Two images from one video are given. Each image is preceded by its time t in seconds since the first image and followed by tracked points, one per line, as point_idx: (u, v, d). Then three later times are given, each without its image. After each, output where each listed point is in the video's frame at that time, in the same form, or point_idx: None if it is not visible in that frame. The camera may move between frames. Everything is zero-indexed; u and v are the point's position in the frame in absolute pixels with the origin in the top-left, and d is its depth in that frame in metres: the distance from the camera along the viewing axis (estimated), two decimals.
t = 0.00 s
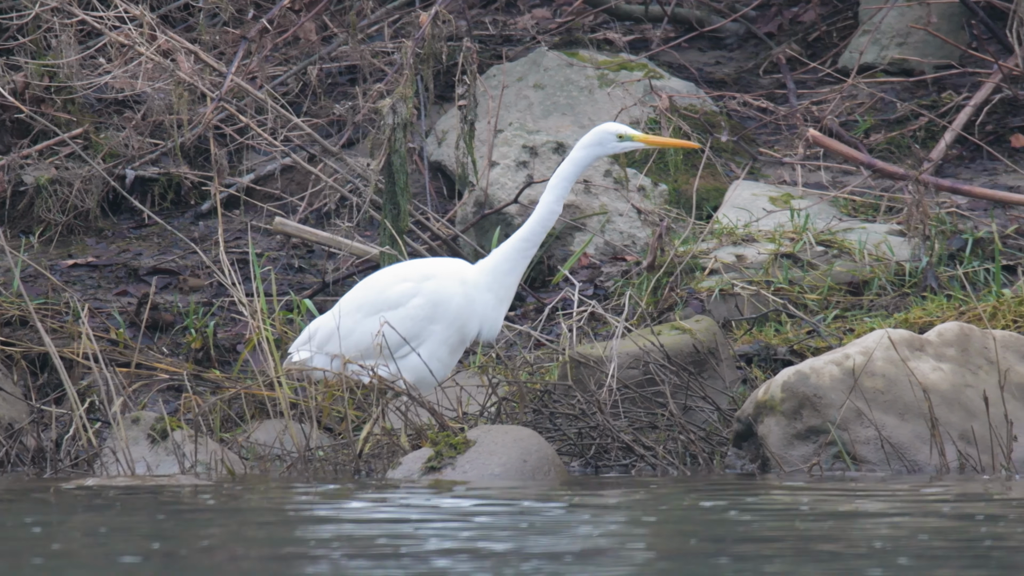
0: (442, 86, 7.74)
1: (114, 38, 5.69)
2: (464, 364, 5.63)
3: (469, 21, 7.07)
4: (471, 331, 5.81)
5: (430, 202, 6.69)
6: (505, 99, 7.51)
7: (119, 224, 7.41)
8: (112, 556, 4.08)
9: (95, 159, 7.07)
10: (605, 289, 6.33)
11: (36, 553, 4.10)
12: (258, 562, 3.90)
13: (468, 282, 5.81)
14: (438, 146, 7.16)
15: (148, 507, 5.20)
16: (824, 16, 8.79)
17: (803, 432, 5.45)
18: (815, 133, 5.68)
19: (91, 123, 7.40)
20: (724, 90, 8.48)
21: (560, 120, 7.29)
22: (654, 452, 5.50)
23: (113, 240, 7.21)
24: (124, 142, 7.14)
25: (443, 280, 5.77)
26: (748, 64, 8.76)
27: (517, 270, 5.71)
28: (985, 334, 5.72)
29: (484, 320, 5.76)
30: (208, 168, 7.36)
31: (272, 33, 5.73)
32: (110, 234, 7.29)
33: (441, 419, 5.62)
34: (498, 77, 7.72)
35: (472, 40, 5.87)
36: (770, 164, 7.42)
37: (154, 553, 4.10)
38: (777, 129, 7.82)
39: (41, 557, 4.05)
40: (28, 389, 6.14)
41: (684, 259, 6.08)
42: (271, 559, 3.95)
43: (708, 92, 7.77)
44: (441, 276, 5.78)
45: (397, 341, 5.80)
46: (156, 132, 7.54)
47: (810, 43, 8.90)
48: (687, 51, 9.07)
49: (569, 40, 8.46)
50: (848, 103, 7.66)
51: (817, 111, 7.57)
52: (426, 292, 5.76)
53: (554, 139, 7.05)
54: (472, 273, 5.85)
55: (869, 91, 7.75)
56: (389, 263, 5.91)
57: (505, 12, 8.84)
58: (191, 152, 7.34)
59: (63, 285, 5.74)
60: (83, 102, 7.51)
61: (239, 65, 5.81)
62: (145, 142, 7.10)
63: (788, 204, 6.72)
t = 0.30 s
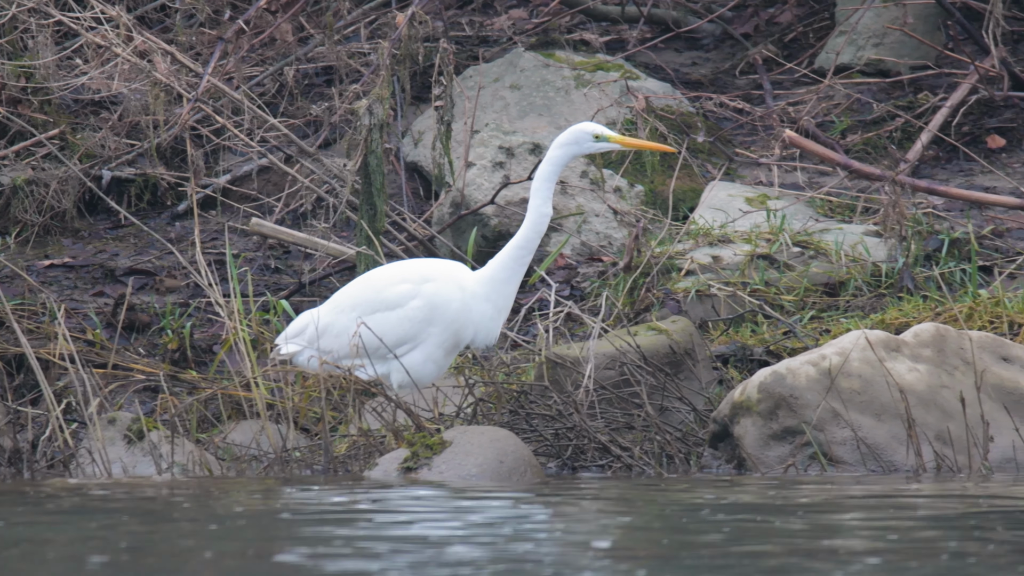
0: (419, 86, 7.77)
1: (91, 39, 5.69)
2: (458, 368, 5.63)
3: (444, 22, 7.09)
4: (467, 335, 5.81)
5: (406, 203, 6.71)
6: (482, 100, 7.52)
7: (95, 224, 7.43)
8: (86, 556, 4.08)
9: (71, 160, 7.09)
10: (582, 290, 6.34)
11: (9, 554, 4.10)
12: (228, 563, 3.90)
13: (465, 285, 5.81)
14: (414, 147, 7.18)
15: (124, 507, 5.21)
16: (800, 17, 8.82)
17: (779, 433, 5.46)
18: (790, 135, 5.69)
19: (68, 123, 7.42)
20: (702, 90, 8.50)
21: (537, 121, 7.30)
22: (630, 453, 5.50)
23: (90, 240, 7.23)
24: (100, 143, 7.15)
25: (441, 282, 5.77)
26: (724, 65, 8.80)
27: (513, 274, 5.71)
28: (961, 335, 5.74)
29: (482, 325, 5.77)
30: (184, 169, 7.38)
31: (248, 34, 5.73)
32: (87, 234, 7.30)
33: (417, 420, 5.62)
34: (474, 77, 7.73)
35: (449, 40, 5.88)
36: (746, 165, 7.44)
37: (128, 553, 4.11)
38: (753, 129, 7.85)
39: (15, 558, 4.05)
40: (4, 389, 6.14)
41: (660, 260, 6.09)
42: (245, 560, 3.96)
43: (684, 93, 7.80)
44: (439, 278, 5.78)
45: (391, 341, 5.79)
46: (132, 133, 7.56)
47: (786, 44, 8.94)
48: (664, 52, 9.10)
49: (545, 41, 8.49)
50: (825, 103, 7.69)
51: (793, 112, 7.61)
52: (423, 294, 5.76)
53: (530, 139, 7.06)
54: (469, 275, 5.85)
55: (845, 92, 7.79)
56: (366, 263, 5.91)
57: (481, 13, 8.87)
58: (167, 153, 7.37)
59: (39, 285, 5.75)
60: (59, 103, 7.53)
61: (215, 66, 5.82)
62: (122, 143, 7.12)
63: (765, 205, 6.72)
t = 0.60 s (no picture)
0: (391, 87, 7.81)
1: (63, 40, 5.69)
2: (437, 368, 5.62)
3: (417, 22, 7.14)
4: (444, 336, 5.81)
5: (378, 204, 6.75)
6: (454, 101, 7.54)
7: (68, 225, 7.45)
8: (53, 557, 4.07)
9: (44, 161, 7.10)
10: (554, 291, 6.36)
11: None
12: (198, 563, 3.90)
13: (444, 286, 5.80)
14: (387, 148, 7.13)
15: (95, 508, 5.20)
16: (773, 17, 8.89)
17: (752, 434, 5.45)
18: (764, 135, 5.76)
19: (40, 124, 7.44)
20: (674, 91, 8.55)
21: (510, 122, 7.33)
22: (603, 454, 5.50)
23: (62, 241, 7.24)
24: (73, 144, 7.17)
25: (420, 284, 5.77)
26: (697, 66, 8.86)
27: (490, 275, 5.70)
28: (934, 335, 5.77)
29: (459, 326, 5.76)
30: (157, 169, 7.41)
31: (221, 35, 5.74)
32: (60, 235, 7.31)
33: (390, 421, 5.60)
34: (447, 79, 7.74)
35: (421, 41, 5.89)
36: (719, 166, 7.48)
37: (96, 555, 4.10)
38: (726, 130, 7.91)
39: None
40: None
41: (633, 260, 6.12)
42: (212, 560, 3.95)
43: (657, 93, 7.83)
44: (417, 278, 5.78)
45: (368, 342, 5.78)
46: (105, 133, 7.58)
47: (759, 45, 9.00)
48: (637, 53, 9.16)
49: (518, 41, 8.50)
50: (799, 104, 7.73)
51: (764, 113, 7.69)
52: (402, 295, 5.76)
53: (503, 141, 7.10)
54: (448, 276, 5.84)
55: (817, 93, 7.88)
56: (339, 264, 5.93)
57: (454, 14, 8.91)
58: (140, 154, 7.40)
59: (11, 286, 5.75)
60: (31, 104, 7.55)
61: (187, 67, 5.82)
62: (95, 144, 7.15)
63: (737, 206, 6.76)
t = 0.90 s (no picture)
0: (364, 88, 7.86)
1: (35, 41, 5.67)
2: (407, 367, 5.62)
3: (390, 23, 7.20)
4: (414, 336, 5.81)
5: (351, 205, 6.81)
6: (427, 102, 7.60)
7: (40, 227, 7.44)
8: (23, 557, 4.04)
9: (16, 162, 7.10)
10: (527, 292, 6.44)
11: None
12: (175, 561, 3.88)
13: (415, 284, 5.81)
14: (360, 149, 7.23)
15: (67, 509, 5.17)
16: (744, 19, 9.01)
17: (725, 435, 5.43)
18: (737, 138, 5.98)
19: (12, 126, 7.45)
20: (646, 93, 8.62)
21: (482, 123, 7.43)
22: (575, 455, 5.48)
23: (34, 243, 7.24)
24: (45, 145, 7.18)
25: (390, 283, 5.78)
26: (669, 67, 8.92)
27: (459, 274, 5.71)
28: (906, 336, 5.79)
29: (429, 325, 5.77)
30: (129, 171, 7.43)
31: (193, 37, 5.73)
32: (31, 237, 7.31)
33: (363, 422, 5.57)
34: (419, 80, 7.81)
35: (393, 42, 5.92)
36: (691, 167, 7.53)
37: (66, 554, 4.06)
38: (698, 132, 7.98)
39: None
40: None
41: (606, 262, 6.16)
42: (184, 560, 3.93)
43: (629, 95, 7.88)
44: (388, 277, 5.79)
45: (340, 343, 5.79)
46: (76, 135, 7.60)
47: (731, 46, 9.08)
48: (609, 54, 9.24)
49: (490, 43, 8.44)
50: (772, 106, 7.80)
51: (737, 115, 7.77)
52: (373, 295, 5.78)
53: (475, 142, 7.16)
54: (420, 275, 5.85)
55: (789, 93, 7.97)
56: (311, 266, 5.93)
57: (427, 15, 8.95)
58: (112, 155, 7.43)
59: None
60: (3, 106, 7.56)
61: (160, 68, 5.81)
62: (67, 145, 7.16)
63: (710, 208, 6.81)
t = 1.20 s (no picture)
0: (338, 90, 7.92)
1: (8, 43, 5.67)
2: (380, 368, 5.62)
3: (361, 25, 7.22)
4: (386, 337, 5.81)
5: (324, 206, 6.87)
6: (400, 103, 7.65)
7: (14, 228, 7.46)
8: None
9: None
10: (500, 294, 6.50)
11: None
12: (148, 561, 3.89)
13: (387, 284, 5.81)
14: (333, 151, 7.24)
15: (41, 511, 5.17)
16: (717, 21, 9.09)
17: (698, 437, 5.42)
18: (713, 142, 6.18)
19: None
20: (619, 94, 8.68)
21: (455, 125, 7.45)
22: (548, 457, 5.48)
23: (8, 244, 7.25)
24: (19, 147, 7.20)
25: (362, 283, 5.78)
26: (643, 69, 8.98)
27: (430, 273, 5.71)
28: (880, 337, 5.81)
29: (401, 325, 5.76)
30: (103, 172, 7.47)
31: (166, 38, 5.73)
32: (6, 239, 7.32)
33: (336, 424, 5.56)
34: (393, 82, 7.82)
35: (366, 44, 5.93)
36: (665, 168, 7.58)
37: (39, 555, 4.05)
38: (672, 133, 8.05)
39: None
40: None
41: (580, 263, 6.21)
42: (157, 561, 3.92)
43: (603, 96, 7.93)
44: (360, 278, 5.80)
45: (313, 345, 5.78)
46: (50, 136, 7.61)
47: (705, 48, 9.14)
48: (582, 55, 9.29)
49: (464, 45, 8.55)
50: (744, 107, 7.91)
51: (710, 116, 7.83)
52: (346, 295, 5.78)
53: (448, 144, 7.22)
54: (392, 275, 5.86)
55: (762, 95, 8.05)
56: (284, 268, 5.92)
57: (400, 17, 8.99)
58: (85, 157, 7.46)
59: None
60: None
61: (133, 70, 5.82)
62: (40, 147, 7.18)
63: (683, 209, 6.80)
